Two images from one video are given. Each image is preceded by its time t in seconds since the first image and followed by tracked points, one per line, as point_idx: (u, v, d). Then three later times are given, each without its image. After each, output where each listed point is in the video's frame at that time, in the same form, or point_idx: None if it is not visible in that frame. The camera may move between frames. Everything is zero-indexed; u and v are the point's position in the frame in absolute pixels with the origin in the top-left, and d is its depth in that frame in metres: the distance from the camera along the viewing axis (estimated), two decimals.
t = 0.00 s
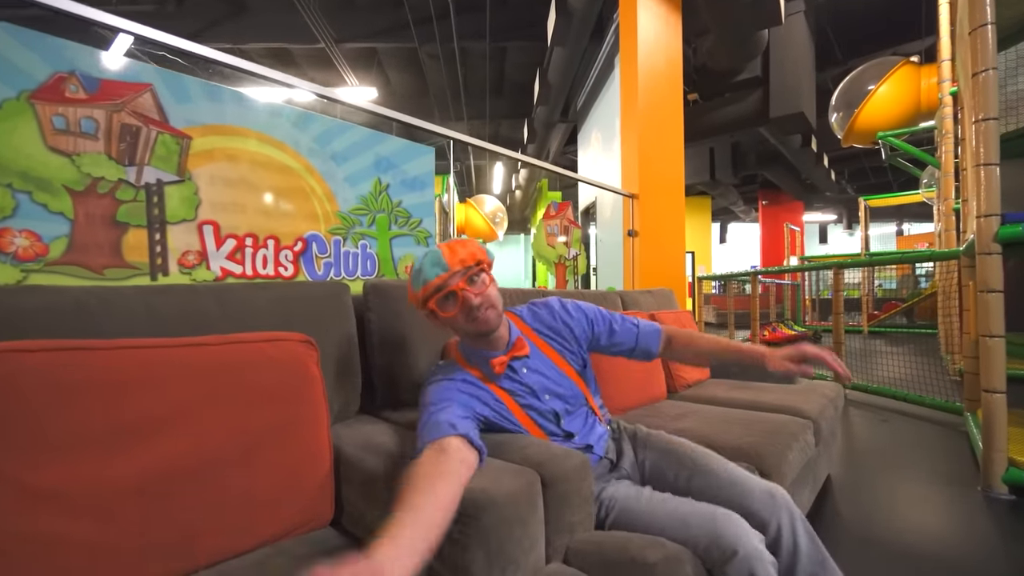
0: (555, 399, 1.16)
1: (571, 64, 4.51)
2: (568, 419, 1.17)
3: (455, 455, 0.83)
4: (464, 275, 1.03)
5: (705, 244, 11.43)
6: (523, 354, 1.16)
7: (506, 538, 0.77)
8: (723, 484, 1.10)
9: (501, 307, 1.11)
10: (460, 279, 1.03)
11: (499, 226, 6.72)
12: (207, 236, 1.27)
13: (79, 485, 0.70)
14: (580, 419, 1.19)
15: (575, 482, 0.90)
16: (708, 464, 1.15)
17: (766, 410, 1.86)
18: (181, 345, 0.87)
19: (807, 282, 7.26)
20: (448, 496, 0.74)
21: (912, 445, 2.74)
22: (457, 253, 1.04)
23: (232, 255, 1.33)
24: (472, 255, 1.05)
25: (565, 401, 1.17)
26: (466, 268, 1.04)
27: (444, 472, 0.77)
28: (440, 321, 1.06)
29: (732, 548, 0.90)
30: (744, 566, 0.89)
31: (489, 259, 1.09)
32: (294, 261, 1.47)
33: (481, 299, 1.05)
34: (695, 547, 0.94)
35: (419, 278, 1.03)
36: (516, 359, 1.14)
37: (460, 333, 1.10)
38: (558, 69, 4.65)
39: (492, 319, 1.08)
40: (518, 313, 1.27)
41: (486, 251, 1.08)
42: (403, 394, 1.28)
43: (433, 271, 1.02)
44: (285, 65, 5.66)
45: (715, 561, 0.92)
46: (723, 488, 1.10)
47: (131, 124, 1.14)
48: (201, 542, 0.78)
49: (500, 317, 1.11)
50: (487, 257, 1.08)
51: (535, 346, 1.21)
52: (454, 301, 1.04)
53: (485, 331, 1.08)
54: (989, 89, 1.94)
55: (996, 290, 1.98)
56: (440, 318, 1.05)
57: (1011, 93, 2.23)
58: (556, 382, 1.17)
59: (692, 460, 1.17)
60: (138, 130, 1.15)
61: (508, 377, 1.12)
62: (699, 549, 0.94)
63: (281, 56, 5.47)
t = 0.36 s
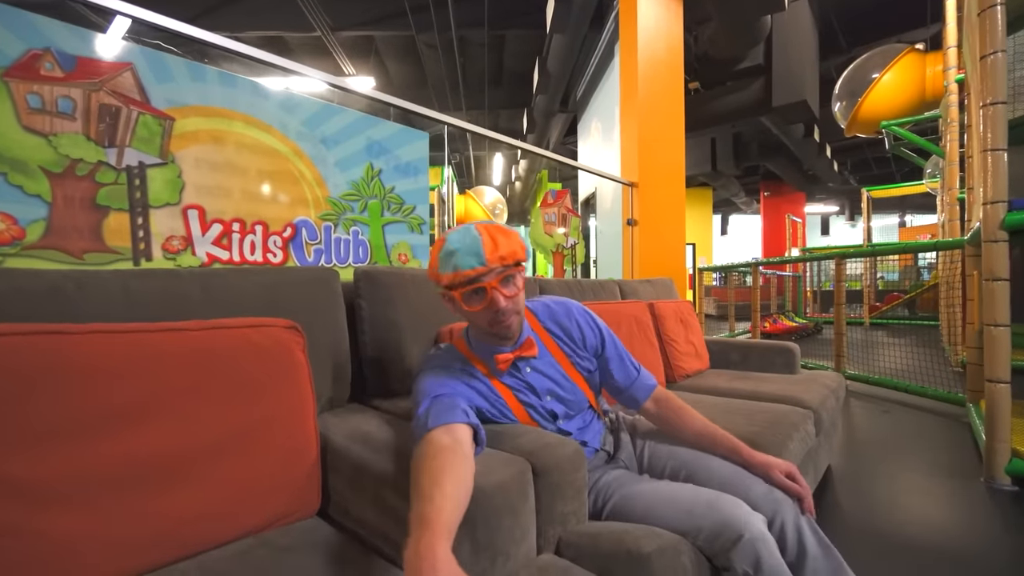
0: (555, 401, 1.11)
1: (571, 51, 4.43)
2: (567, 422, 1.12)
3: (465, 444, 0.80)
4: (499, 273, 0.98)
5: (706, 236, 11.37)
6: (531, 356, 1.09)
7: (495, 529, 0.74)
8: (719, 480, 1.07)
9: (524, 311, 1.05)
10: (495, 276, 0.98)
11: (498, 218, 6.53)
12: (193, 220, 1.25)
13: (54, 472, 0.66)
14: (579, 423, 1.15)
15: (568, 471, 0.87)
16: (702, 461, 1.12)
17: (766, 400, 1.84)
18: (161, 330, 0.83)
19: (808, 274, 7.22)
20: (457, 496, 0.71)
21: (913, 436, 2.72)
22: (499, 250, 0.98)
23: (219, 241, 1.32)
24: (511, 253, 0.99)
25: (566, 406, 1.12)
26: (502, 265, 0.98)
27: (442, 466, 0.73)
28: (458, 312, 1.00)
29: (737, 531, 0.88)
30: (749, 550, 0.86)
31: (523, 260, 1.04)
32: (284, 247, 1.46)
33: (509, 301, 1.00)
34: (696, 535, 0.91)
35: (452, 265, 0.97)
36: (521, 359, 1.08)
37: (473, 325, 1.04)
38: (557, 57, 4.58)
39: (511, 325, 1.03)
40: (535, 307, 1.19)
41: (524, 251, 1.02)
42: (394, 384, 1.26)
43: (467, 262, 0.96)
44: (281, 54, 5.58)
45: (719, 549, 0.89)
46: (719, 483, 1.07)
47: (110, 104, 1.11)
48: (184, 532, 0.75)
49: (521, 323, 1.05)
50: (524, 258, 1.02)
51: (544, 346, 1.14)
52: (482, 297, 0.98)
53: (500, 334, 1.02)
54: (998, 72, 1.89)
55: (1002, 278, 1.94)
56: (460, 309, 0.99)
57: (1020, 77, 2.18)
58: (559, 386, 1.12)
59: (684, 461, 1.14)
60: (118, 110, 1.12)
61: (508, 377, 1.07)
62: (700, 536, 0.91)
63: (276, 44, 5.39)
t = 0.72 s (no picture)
0: (560, 385, 1.10)
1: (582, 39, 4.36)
2: (571, 408, 1.11)
3: (459, 439, 0.79)
4: (522, 241, 0.99)
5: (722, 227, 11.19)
6: (537, 337, 1.09)
7: (493, 520, 0.73)
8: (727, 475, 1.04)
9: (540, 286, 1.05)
10: (517, 244, 0.98)
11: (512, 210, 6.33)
12: (198, 209, 1.32)
13: (53, 457, 0.67)
14: (585, 409, 1.14)
15: (569, 462, 0.85)
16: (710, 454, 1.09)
17: (779, 393, 1.80)
18: (161, 316, 0.84)
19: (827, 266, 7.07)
20: (443, 494, 0.69)
21: (933, 431, 2.65)
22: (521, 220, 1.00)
23: (224, 230, 1.38)
24: (532, 225, 1.01)
25: (571, 390, 1.11)
26: (525, 235, 0.99)
27: (431, 459, 0.72)
28: (481, 282, 0.98)
29: (743, 528, 0.85)
30: (756, 546, 0.84)
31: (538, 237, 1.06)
32: (289, 237, 1.52)
33: (530, 271, 1.00)
34: (701, 530, 0.89)
35: (479, 231, 0.97)
36: (528, 340, 1.08)
37: (483, 303, 1.03)
38: (569, 46, 4.52)
39: (528, 301, 1.02)
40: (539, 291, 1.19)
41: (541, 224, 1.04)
42: (398, 372, 1.25)
43: (494, 228, 0.97)
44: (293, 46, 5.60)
45: (725, 545, 0.87)
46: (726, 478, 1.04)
47: (115, 93, 1.17)
48: (183, 518, 0.76)
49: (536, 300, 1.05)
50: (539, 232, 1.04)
51: (549, 329, 1.14)
52: (505, 266, 0.98)
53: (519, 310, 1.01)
54: None
55: None
56: (485, 278, 0.97)
57: None
58: (564, 369, 1.11)
59: (691, 455, 1.11)
60: (123, 99, 1.18)
61: (515, 359, 1.06)
62: (706, 532, 0.88)
63: (288, 36, 5.41)
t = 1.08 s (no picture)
0: (560, 360, 1.13)
1: (600, 28, 4.30)
2: (573, 386, 1.13)
3: (461, 425, 0.80)
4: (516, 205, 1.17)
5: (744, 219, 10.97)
6: (535, 310, 1.17)
7: (496, 510, 0.73)
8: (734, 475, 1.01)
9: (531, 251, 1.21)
10: (512, 205, 1.16)
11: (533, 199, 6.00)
12: (214, 201, 1.40)
13: (73, 441, 0.70)
14: (585, 389, 1.15)
15: (574, 452, 0.85)
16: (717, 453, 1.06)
17: (796, 387, 1.76)
18: (174, 305, 0.86)
19: (853, 259, 6.87)
20: (444, 479, 0.69)
21: (962, 428, 2.56)
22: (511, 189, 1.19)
23: (240, 222, 1.46)
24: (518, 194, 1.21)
25: (571, 365, 1.15)
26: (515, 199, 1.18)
27: (433, 447, 0.73)
28: (487, 236, 1.13)
29: (749, 535, 0.84)
30: (763, 549, 0.83)
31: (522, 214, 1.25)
32: (303, 229, 1.61)
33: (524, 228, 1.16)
34: (708, 531, 0.88)
35: (478, 192, 1.15)
36: (527, 314, 1.15)
37: (487, 267, 1.14)
38: (586, 35, 4.46)
39: (528, 263, 1.15)
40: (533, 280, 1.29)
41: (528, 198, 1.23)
42: (409, 362, 1.26)
43: (491, 189, 1.16)
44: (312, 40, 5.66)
45: (732, 548, 0.86)
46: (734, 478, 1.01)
47: (133, 88, 1.24)
48: (196, 502, 0.78)
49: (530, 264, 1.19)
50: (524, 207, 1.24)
51: (545, 308, 1.21)
52: (504, 220, 1.14)
53: (519, 266, 1.13)
54: None
55: None
56: (489, 228, 1.13)
57: None
58: (562, 342, 1.16)
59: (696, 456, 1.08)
60: (140, 94, 1.26)
61: (517, 331, 1.11)
62: (711, 531, 0.88)
63: (307, 31, 5.47)
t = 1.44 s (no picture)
0: (576, 338, 1.16)
1: (618, 19, 4.25)
2: (585, 363, 1.16)
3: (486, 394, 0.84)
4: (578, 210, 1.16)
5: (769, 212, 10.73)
6: (559, 293, 1.22)
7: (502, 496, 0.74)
8: (760, 429, 1.07)
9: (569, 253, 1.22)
10: (575, 210, 1.16)
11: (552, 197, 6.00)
12: (233, 196, 1.46)
13: (100, 422, 0.74)
14: (595, 371, 1.18)
15: (581, 443, 0.86)
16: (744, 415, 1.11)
17: (815, 382, 1.73)
18: (194, 296, 0.89)
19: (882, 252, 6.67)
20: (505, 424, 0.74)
21: (993, 427, 2.48)
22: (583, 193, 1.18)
23: (258, 216, 1.52)
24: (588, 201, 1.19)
25: (585, 348, 1.18)
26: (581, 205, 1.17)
27: (481, 414, 0.76)
28: (539, 228, 1.15)
29: (767, 519, 0.83)
30: (781, 534, 0.83)
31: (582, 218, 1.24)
32: (320, 222, 1.66)
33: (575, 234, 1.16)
34: (721, 519, 0.87)
35: (554, 185, 1.14)
36: (551, 294, 1.20)
37: (524, 247, 1.18)
38: (605, 26, 4.42)
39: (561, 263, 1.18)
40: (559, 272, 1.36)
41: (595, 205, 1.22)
42: (421, 353, 1.29)
43: (565, 189, 1.15)
44: (333, 37, 5.75)
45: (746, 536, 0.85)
46: (763, 432, 1.06)
47: (156, 86, 1.30)
48: (213, 486, 0.81)
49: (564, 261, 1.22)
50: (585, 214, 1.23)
51: (567, 293, 1.27)
52: (561, 219, 1.14)
53: (554, 263, 1.16)
54: None
55: None
56: (541, 220, 1.14)
57: None
58: (579, 326, 1.20)
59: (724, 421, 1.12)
60: (163, 92, 1.31)
61: (540, 304, 1.16)
62: (726, 519, 0.87)
63: (328, 28, 5.55)
